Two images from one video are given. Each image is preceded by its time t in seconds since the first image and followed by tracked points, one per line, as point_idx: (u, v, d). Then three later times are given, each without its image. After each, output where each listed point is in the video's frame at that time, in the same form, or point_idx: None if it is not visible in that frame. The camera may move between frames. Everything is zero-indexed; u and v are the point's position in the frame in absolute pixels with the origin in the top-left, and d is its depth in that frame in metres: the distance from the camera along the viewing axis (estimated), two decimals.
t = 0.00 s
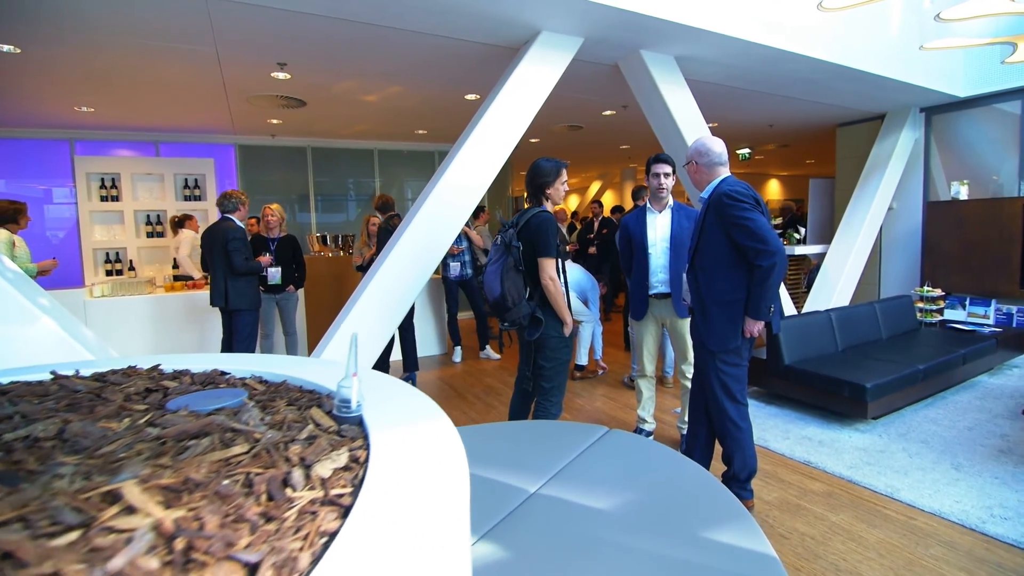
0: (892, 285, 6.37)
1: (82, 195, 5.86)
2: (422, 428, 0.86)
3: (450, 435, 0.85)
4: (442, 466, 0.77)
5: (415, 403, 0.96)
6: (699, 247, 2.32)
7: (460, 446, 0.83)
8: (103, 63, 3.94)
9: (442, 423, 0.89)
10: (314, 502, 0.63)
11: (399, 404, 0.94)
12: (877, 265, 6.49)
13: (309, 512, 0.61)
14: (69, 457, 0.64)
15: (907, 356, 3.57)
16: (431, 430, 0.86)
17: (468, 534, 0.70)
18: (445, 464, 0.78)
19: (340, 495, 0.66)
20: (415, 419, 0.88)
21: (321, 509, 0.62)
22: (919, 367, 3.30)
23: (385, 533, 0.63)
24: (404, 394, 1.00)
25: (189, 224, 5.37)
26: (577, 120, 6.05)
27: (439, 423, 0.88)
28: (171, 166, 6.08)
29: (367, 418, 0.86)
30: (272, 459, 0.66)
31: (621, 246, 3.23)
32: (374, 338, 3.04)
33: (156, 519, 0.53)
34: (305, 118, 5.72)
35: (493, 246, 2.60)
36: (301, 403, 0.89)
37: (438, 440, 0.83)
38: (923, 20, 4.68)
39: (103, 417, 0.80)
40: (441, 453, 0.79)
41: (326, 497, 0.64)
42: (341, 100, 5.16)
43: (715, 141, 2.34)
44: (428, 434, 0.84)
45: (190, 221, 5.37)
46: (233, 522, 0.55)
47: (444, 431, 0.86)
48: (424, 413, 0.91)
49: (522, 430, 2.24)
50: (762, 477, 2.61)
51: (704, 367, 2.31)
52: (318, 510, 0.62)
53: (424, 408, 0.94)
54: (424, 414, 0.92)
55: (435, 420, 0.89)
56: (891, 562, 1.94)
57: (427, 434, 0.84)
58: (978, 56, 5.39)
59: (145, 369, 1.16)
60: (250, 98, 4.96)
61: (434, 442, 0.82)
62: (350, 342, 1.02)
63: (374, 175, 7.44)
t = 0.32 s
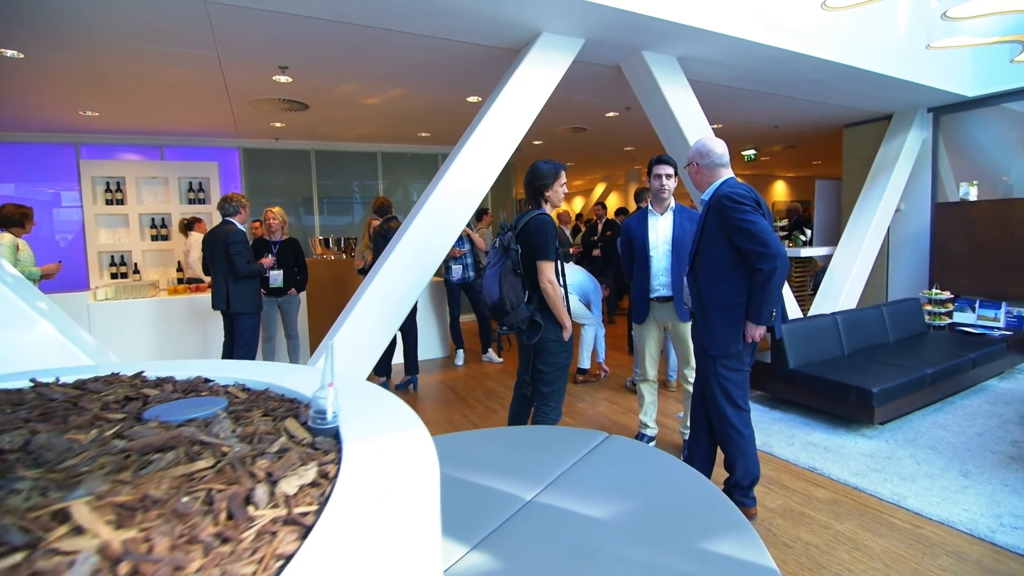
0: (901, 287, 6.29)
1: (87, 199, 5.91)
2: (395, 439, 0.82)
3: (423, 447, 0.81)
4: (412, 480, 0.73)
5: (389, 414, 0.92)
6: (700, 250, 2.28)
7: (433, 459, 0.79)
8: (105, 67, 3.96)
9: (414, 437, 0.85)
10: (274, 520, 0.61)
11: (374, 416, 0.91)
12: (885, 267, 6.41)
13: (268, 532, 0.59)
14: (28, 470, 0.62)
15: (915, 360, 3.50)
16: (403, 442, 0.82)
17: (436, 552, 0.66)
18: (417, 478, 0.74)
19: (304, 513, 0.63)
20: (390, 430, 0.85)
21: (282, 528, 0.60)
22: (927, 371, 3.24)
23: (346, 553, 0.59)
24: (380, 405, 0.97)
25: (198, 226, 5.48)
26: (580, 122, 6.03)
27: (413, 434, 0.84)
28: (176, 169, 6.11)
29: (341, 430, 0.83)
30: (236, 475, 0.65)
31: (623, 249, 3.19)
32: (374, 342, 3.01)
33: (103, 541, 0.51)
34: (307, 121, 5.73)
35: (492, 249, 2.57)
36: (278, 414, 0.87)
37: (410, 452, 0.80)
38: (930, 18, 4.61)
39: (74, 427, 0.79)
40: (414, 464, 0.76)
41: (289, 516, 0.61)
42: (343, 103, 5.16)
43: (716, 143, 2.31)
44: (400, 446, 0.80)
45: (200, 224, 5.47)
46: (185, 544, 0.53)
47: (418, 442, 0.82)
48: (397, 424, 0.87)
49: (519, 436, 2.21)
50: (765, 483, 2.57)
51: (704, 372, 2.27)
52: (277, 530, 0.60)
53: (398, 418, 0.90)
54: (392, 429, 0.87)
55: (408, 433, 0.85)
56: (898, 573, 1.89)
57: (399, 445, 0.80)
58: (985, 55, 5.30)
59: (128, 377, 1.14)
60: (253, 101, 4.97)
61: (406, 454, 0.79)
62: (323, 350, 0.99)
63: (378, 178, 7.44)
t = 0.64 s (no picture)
0: (910, 291, 6.20)
1: (94, 202, 5.96)
2: (372, 452, 0.80)
3: (400, 461, 0.78)
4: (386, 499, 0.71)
5: (370, 426, 0.90)
6: (701, 255, 2.25)
7: (411, 475, 0.77)
8: (110, 72, 3.98)
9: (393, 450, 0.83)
10: (233, 541, 0.60)
11: (355, 428, 0.88)
12: (894, 270, 6.32)
13: (225, 553, 0.58)
14: None
15: (924, 366, 3.44)
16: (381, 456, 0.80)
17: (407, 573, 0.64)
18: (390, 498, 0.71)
19: (265, 534, 0.62)
20: (369, 443, 0.83)
21: (239, 550, 0.59)
22: (935, 377, 3.18)
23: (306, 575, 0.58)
24: (362, 416, 0.94)
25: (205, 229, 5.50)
26: (585, 125, 6.00)
27: (391, 447, 0.82)
28: (181, 173, 6.14)
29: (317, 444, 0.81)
30: (199, 491, 0.64)
31: (625, 252, 3.16)
32: (373, 346, 2.99)
33: (49, 563, 0.50)
34: (312, 124, 5.74)
35: (492, 252, 2.54)
36: (253, 425, 0.85)
37: (387, 468, 0.77)
38: (939, 18, 4.55)
39: (45, 435, 0.78)
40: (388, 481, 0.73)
41: (250, 535, 0.61)
42: (346, 106, 5.17)
43: (717, 144, 2.28)
44: (377, 459, 0.78)
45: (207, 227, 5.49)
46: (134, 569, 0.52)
47: (395, 455, 0.79)
48: (377, 436, 0.85)
49: (517, 443, 2.18)
50: (770, 491, 2.52)
51: (706, 378, 2.24)
52: (235, 552, 0.59)
53: (379, 430, 0.88)
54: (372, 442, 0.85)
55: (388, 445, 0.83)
56: None
57: (375, 459, 0.78)
58: (996, 55, 5.22)
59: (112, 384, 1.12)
60: (257, 105, 4.99)
61: (383, 470, 0.76)
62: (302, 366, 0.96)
63: (382, 181, 7.44)
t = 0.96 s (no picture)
0: (920, 295, 6.11)
1: (101, 205, 6.00)
2: (347, 464, 0.77)
3: (377, 475, 0.76)
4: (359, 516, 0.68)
5: (348, 438, 0.87)
6: (702, 259, 2.22)
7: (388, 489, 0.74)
8: (116, 76, 4.00)
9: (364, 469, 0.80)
10: (188, 561, 0.58)
11: (334, 440, 0.86)
12: (903, 274, 6.24)
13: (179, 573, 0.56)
14: None
15: (933, 372, 3.38)
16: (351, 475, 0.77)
17: None
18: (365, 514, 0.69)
19: (224, 552, 0.60)
20: (345, 455, 0.80)
21: (195, 570, 0.58)
22: (945, 384, 3.11)
23: None
24: (343, 428, 0.92)
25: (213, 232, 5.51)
26: (589, 127, 5.97)
27: (366, 460, 0.79)
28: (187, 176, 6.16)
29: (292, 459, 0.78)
30: (159, 507, 0.63)
31: (628, 256, 3.13)
32: (372, 351, 2.96)
33: None
34: (317, 128, 5.76)
35: (491, 256, 2.51)
36: (227, 435, 0.84)
37: (360, 484, 0.74)
38: (947, 19, 4.49)
39: (17, 446, 0.77)
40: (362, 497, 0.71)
41: (207, 555, 0.59)
42: (350, 110, 5.18)
43: (719, 147, 2.25)
44: (351, 473, 0.75)
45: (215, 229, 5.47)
46: None
47: (371, 469, 0.76)
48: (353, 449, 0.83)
49: (515, 449, 2.15)
50: (773, 500, 2.48)
51: (708, 385, 2.20)
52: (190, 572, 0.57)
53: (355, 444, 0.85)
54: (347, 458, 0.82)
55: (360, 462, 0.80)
56: None
57: (348, 473, 0.75)
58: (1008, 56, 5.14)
59: (96, 390, 1.11)
60: (262, 109, 5.01)
61: (356, 485, 0.74)
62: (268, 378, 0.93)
63: (386, 184, 7.45)
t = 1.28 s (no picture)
0: (930, 300, 6.02)
1: (108, 208, 6.04)
2: (322, 475, 0.75)
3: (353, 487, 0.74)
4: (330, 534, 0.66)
5: (329, 447, 0.84)
6: (703, 263, 2.18)
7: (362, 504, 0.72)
8: (121, 79, 4.02)
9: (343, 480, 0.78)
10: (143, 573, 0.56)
11: (313, 449, 0.83)
12: (912, 279, 6.16)
13: None
14: None
15: (942, 378, 3.31)
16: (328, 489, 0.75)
17: None
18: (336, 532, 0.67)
19: (181, 565, 0.58)
20: (321, 465, 0.77)
21: None
22: (954, 392, 3.05)
23: None
24: (325, 436, 0.89)
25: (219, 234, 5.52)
26: (594, 130, 5.95)
27: (343, 470, 0.76)
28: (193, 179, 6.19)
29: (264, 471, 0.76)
30: (119, 517, 0.62)
31: (629, 260, 3.10)
32: (371, 355, 2.92)
33: None
34: (322, 131, 5.78)
35: (490, 259, 2.49)
36: (201, 443, 0.83)
37: (334, 500, 0.72)
38: (957, 20, 4.43)
39: None
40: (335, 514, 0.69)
41: (160, 569, 0.57)
42: (354, 113, 5.18)
43: (721, 150, 2.22)
44: (326, 488, 0.73)
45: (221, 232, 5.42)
46: None
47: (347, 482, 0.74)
48: (332, 459, 0.80)
49: (513, 455, 2.12)
50: (777, 508, 2.43)
51: (709, 391, 2.17)
52: None
53: (336, 453, 0.82)
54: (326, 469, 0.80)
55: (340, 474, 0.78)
56: None
57: (323, 486, 0.73)
58: (1019, 58, 5.06)
59: (78, 395, 1.09)
60: (266, 112, 5.03)
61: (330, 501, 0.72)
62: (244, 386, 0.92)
63: (391, 187, 7.46)
